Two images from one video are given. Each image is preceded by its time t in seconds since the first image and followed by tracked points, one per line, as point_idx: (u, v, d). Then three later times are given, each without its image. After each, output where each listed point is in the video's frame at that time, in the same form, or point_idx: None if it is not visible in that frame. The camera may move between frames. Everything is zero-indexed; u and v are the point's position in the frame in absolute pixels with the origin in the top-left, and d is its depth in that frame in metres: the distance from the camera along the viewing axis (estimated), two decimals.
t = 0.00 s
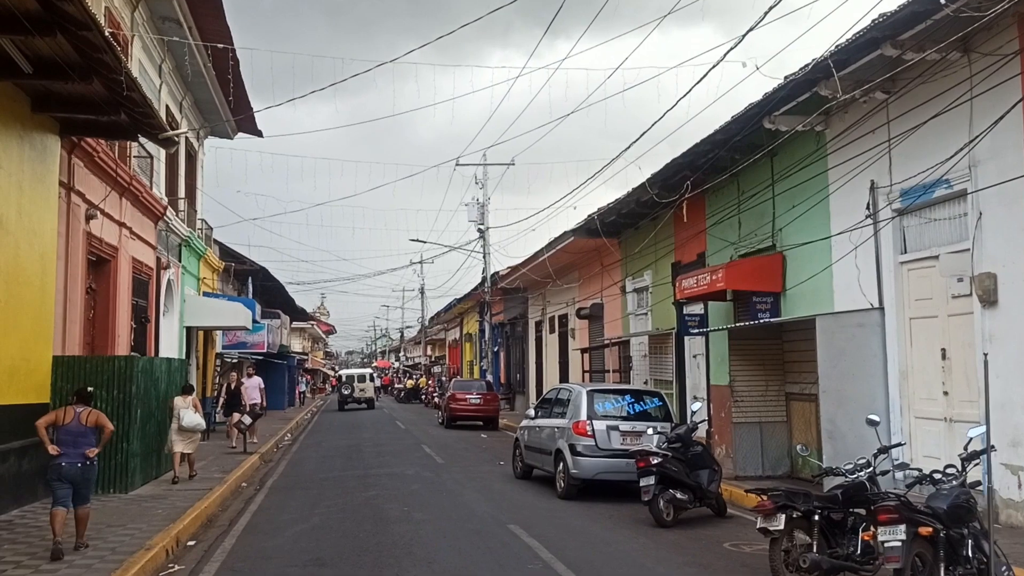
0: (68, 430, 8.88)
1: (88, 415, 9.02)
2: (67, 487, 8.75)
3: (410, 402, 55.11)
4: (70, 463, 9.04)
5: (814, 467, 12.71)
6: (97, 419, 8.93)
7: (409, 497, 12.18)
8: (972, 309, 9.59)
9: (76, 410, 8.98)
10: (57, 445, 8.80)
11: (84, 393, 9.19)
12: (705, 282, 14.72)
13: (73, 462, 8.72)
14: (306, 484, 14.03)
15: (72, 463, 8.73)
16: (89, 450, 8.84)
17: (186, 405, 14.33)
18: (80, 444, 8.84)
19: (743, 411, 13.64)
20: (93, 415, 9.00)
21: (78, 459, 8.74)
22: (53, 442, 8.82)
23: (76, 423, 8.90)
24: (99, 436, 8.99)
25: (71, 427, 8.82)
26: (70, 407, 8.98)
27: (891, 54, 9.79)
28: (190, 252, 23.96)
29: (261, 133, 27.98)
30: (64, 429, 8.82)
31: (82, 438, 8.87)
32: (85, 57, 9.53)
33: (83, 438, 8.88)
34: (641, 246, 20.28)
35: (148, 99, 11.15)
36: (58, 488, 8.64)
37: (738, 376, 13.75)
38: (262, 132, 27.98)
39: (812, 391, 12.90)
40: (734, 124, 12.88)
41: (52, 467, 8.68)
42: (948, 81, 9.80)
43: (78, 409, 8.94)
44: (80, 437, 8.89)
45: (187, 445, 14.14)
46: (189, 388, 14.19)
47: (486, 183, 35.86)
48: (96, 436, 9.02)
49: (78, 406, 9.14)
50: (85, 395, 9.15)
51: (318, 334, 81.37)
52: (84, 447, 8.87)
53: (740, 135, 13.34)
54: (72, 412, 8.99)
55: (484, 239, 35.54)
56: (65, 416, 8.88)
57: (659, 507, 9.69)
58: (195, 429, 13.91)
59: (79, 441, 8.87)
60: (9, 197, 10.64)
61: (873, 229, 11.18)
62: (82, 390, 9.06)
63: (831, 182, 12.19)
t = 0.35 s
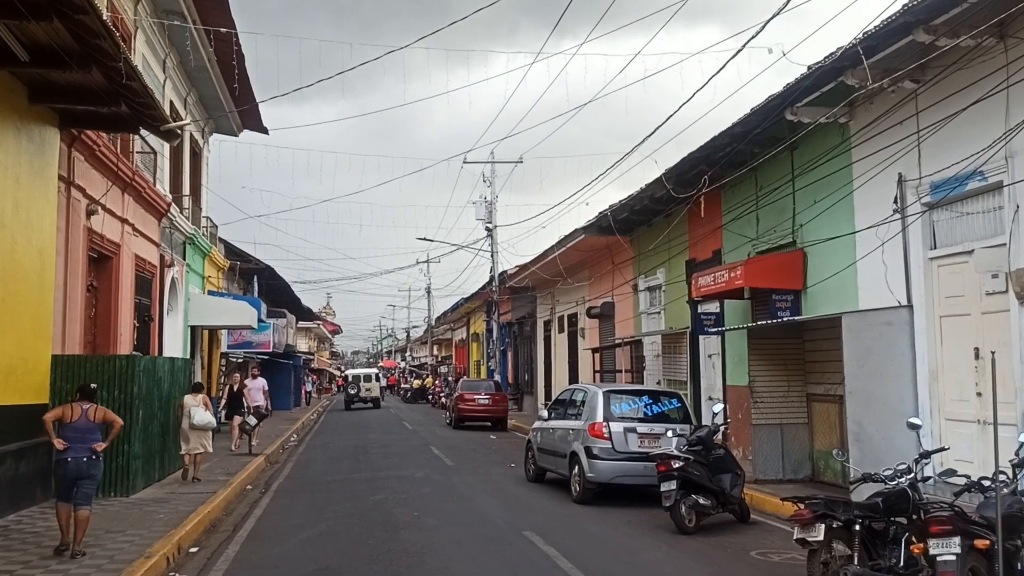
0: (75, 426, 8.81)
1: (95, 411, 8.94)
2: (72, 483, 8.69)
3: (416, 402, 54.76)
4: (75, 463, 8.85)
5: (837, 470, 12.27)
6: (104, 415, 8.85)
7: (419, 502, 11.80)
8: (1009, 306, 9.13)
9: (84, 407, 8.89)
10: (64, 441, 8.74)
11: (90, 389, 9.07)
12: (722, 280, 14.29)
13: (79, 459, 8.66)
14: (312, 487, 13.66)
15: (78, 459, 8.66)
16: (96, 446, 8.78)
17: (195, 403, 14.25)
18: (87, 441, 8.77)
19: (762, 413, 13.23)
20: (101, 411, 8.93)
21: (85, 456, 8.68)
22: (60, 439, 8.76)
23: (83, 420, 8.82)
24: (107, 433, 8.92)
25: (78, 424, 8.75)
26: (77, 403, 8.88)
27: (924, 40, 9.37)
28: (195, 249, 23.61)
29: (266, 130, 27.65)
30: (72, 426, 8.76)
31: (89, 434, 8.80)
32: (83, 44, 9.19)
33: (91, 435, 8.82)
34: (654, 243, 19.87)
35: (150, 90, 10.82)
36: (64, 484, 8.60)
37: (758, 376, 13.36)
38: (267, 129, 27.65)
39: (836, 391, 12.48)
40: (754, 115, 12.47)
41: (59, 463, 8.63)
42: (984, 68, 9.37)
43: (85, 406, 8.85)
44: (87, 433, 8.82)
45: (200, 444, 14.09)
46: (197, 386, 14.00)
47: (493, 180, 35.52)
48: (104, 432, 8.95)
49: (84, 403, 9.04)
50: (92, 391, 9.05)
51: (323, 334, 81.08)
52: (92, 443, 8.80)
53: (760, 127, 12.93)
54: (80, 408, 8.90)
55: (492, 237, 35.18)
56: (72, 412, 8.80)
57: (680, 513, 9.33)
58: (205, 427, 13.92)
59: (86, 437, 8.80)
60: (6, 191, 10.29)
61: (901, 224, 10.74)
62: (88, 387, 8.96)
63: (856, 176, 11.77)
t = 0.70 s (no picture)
0: (75, 432, 8.64)
1: (94, 415, 8.77)
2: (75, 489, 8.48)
3: (423, 402, 54.42)
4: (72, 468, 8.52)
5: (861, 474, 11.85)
6: (103, 418, 8.68)
7: (428, 506, 11.42)
8: None
9: (82, 412, 8.73)
10: (65, 447, 8.56)
11: (87, 393, 8.90)
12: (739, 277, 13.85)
13: (80, 463, 8.48)
14: (318, 490, 13.30)
15: (80, 464, 8.48)
16: (98, 450, 8.58)
17: (202, 404, 13.97)
18: (88, 446, 8.59)
19: (781, 414, 12.85)
20: (100, 414, 8.76)
21: (87, 461, 8.50)
22: (60, 445, 8.59)
23: (82, 424, 8.65)
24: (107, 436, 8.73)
25: (78, 429, 8.58)
26: (75, 408, 8.72)
27: (957, 25, 8.96)
28: (199, 247, 23.26)
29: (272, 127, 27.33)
30: (72, 431, 8.58)
31: (90, 439, 8.61)
32: (80, 30, 8.85)
33: (91, 439, 8.63)
34: (666, 241, 19.49)
35: (150, 79, 10.48)
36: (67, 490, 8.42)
37: (777, 376, 12.95)
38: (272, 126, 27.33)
39: (859, 392, 12.04)
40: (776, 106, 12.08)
41: (60, 468, 8.46)
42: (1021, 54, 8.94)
43: (83, 410, 8.68)
44: (87, 438, 8.64)
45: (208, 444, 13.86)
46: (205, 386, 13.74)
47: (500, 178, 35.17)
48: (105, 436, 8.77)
49: (83, 407, 8.87)
50: (90, 395, 8.88)
51: (328, 334, 80.81)
52: (93, 448, 8.62)
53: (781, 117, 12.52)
54: (78, 413, 8.74)
55: (499, 235, 34.82)
56: (71, 418, 8.63)
57: (703, 519, 8.94)
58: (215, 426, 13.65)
59: (87, 442, 8.62)
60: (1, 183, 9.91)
61: (929, 219, 10.30)
62: (85, 391, 8.79)
63: (880, 169, 11.34)
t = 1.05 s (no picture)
0: (78, 428, 8.48)
1: (97, 411, 8.58)
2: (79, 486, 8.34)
3: (432, 403, 54.08)
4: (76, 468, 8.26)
5: (890, 479, 11.40)
6: (105, 414, 8.49)
7: (440, 511, 11.07)
8: None
9: (85, 408, 8.56)
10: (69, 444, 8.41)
11: (91, 389, 8.72)
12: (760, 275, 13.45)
13: (83, 459, 8.32)
14: (327, 493, 12.94)
15: (83, 460, 8.32)
16: (101, 445, 8.41)
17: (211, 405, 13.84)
18: (91, 442, 8.41)
19: (806, 417, 12.48)
20: (103, 410, 8.57)
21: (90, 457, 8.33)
22: (64, 442, 8.41)
23: (84, 421, 8.48)
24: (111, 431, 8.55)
25: (79, 425, 8.41)
26: (78, 404, 8.55)
27: (995, 10, 8.57)
28: (207, 245, 22.95)
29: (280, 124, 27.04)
30: (73, 428, 8.42)
31: (93, 435, 8.44)
32: (80, 16, 8.53)
33: (94, 435, 8.44)
34: (682, 239, 19.10)
35: (154, 70, 10.16)
36: (71, 487, 8.28)
37: (801, 377, 12.55)
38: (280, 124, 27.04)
39: (888, 394, 11.58)
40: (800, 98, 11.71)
41: (64, 465, 8.30)
42: None
43: (85, 406, 8.50)
44: (90, 434, 8.46)
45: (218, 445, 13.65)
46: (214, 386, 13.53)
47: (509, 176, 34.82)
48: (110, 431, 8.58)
49: (86, 403, 8.68)
50: (94, 391, 8.71)
51: (337, 334, 80.53)
52: (97, 444, 8.45)
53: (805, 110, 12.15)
54: (81, 410, 8.57)
55: (509, 234, 34.46)
56: (72, 415, 8.47)
57: (729, 527, 8.56)
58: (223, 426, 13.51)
59: (90, 438, 8.45)
60: None
61: (963, 214, 9.89)
62: (86, 387, 8.62)
63: (909, 163, 10.94)
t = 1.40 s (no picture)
0: (111, 433, 8.27)
1: (131, 416, 8.38)
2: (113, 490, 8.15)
3: (462, 403, 53.85)
4: (110, 472, 8.06)
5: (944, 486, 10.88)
6: (140, 419, 8.28)
7: (474, 516, 10.73)
8: None
9: (119, 412, 8.34)
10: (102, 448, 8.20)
11: (127, 392, 8.52)
12: (804, 274, 12.99)
13: (117, 464, 8.11)
14: (358, 496, 12.64)
15: (117, 464, 8.12)
16: (134, 451, 8.22)
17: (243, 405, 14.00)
18: (125, 447, 8.21)
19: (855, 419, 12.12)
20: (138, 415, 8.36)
21: (123, 463, 8.12)
22: (96, 445, 8.20)
23: (119, 425, 8.27)
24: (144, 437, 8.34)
25: (113, 430, 8.20)
26: (112, 408, 8.34)
27: None
28: (238, 245, 22.81)
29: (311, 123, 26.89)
30: (107, 432, 8.21)
31: (126, 439, 8.24)
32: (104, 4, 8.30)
33: (128, 440, 8.24)
34: (720, 237, 18.64)
35: (181, 61, 9.92)
36: (103, 491, 8.08)
37: (849, 379, 12.28)
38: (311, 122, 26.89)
39: (941, 397, 11.09)
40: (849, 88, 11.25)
41: (97, 469, 8.09)
42: None
43: (120, 411, 8.30)
44: (123, 439, 8.25)
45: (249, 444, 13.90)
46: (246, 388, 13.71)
47: (541, 175, 34.44)
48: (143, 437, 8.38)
49: (121, 407, 8.49)
50: (128, 393, 8.51)
51: (367, 334, 80.64)
52: (131, 449, 8.25)
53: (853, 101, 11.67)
54: (115, 414, 8.36)
55: (540, 234, 34.08)
56: (106, 419, 8.25)
57: (780, 537, 8.14)
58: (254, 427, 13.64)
59: (123, 443, 8.25)
60: (25, 170, 9.32)
61: None
62: (122, 390, 8.41)
63: (965, 155, 10.43)
